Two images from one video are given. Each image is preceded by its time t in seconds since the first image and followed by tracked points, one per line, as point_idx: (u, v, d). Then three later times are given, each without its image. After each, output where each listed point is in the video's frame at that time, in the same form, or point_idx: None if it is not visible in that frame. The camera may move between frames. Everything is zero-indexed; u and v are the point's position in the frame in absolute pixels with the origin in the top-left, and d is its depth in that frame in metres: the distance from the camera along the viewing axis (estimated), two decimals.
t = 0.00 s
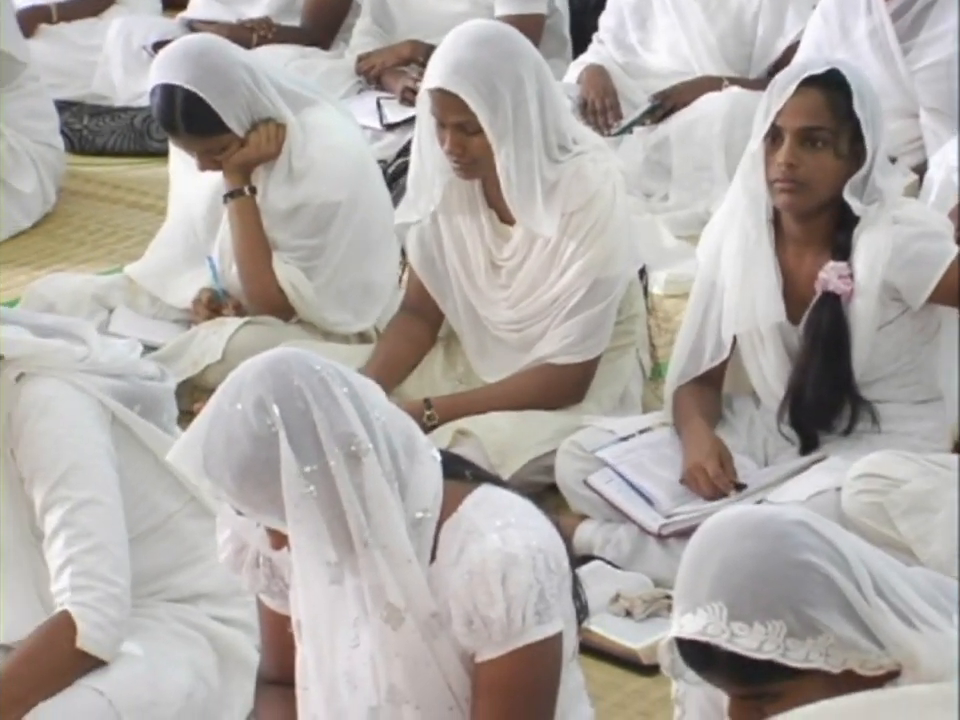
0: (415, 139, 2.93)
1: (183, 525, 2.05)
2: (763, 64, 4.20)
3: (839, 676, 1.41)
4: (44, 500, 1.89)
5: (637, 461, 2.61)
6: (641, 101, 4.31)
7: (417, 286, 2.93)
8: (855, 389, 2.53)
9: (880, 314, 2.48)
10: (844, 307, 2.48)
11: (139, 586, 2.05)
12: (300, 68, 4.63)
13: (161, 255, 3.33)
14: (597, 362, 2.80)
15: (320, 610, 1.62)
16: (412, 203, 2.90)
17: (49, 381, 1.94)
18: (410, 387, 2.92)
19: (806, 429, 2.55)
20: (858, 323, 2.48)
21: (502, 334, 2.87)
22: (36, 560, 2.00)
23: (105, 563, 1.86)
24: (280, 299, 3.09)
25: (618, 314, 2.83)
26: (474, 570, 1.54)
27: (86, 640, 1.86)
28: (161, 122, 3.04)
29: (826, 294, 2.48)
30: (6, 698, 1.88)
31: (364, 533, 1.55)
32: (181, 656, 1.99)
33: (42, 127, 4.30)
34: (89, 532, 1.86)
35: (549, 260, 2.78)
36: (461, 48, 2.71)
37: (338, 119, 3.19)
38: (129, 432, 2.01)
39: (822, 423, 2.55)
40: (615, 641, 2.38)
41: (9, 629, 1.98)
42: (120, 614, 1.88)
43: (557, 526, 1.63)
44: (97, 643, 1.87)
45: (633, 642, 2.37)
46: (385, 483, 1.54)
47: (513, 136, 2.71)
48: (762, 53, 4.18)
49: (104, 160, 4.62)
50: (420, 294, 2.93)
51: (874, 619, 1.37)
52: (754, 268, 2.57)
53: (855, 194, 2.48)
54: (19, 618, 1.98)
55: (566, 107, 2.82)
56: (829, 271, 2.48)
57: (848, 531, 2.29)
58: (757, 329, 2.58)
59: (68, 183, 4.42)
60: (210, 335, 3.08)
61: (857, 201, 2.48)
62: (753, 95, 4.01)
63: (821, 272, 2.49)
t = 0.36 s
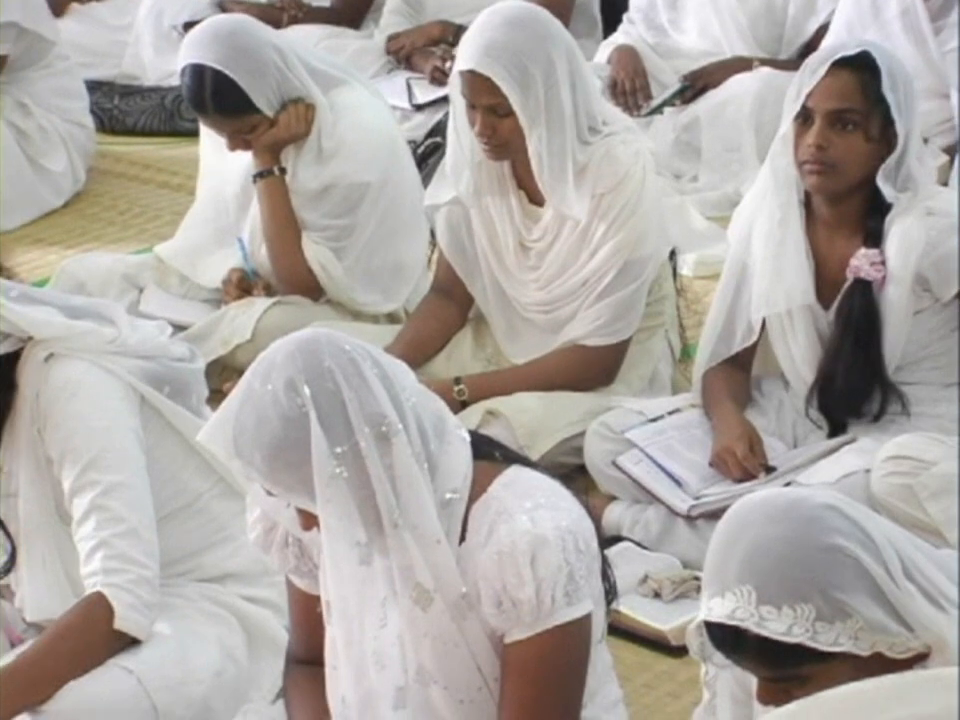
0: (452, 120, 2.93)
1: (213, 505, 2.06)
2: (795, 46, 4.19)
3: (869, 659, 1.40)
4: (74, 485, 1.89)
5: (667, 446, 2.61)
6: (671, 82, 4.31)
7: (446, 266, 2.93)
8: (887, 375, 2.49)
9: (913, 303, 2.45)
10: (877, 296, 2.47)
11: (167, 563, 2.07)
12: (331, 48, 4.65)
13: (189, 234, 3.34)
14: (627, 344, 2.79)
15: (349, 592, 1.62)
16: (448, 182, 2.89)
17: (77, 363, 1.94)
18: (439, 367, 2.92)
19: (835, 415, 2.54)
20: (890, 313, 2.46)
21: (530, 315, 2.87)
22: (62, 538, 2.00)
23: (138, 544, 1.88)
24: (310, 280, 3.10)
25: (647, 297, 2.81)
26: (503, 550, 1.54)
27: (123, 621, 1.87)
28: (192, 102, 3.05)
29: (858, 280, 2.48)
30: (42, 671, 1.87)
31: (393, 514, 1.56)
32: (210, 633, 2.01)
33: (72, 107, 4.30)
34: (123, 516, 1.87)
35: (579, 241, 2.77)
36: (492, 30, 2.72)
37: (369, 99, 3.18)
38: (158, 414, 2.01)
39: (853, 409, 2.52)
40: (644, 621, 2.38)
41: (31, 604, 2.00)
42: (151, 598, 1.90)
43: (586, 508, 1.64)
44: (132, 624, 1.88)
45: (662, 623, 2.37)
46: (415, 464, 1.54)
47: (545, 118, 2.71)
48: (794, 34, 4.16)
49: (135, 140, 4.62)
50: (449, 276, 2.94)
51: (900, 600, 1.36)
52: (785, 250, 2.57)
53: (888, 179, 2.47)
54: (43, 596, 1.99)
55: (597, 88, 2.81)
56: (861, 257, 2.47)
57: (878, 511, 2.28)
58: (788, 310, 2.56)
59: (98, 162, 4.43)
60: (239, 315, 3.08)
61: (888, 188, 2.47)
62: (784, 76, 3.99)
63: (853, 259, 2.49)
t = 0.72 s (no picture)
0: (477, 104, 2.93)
1: (246, 484, 2.08)
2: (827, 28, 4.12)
3: (899, 642, 1.41)
4: (105, 459, 1.90)
5: (698, 428, 2.60)
6: (705, 63, 4.29)
7: (477, 247, 2.93)
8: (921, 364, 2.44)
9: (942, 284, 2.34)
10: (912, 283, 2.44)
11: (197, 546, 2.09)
12: (363, 31, 4.55)
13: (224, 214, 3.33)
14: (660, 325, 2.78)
15: (380, 572, 1.63)
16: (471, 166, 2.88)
17: (107, 340, 1.94)
18: (470, 348, 2.92)
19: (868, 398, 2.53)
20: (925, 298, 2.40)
21: (563, 296, 2.86)
22: (94, 514, 2.01)
23: (171, 520, 1.89)
24: (339, 258, 3.10)
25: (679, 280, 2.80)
26: (534, 532, 1.54)
27: (152, 599, 1.89)
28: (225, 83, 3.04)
29: (894, 268, 2.45)
30: (66, 661, 1.87)
31: (425, 495, 1.57)
32: (242, 612, 2.04)
33: (106, 87, 4.30)
34: (153, 493, 1.88)
35: (610, 223, 2.76)
36: (523, 8, 2.69)
37: (401, 80, 3.17)
38: (189, 391, 2.02)
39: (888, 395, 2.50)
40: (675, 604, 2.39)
41: (64, 581, 2.01)
42: (183, 573, 1.90)
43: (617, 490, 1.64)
44: (161, 601, 1.89)
45: (693, 605, 2.38)
46: (447, 445, 1.54)
47: (575, 98, 2.68)
48: (828, 15, 4.11)
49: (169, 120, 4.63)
50: (481, 256, 2.94)
51: (935, 585, 1.37)
52: (820, 232, 2.56)
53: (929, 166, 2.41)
54: (77, 573, 2.00)
55: (629, 69, 2.80)
56: (897, 245, 2.45)
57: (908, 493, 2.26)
58: (820, 293, 2.56)
59: (132, 143, 4.44)
60: (271, 295, 3.08)
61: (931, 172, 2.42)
62: (818, 58, 3.98)
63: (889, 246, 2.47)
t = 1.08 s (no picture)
0: (514, 86, 2.91)
1: (281, 467, 2.09)
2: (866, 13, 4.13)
3: (938, 633, 1.35)
4: (138, 440, 1.90)
5: (732, 411, 2.61)
6: (741, 49, 4.29)
7: (512, 232, 2.93)
8: None
9: None
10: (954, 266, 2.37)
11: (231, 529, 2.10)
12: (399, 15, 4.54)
13: (258, 198, 3.33)
14: (694, 311, 2.78)
15: (419, 557, 1.62)
16: (505, 152, 2.91)
17: (142, 321, 1.95)
18: (506, 333, 2.92)
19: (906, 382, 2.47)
20: None
21: (597, 281, 2.85)
22: (128, 493, 2.01)
23: (205, 504, 1.88)
24: (374, 244, 3.09)
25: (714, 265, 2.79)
26: (568, 518, 1.54)
27: (184, 582, 1.88)
28: (258, 66, 3.03)
29: (937, 252, 2.37)
30: (96, 644, 1.87)
31: (459, 479, 1.56)
32: (278, 596, 2.05)
33: (141, 71, 4.30)
34: (186, 473, 1.88)
35: (644, 209, 2.76)
36: None
37: (436, 65, 3.17)
38: (223, 374, 2.03)
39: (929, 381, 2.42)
40: (708, 589, 2.38)
41: (99, 564, 2.03)
42: (216, 554, 1.90)
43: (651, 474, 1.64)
44: (193, 583, 1.89)
45: (726, 591, 2.37)
46: (480, 430, 1.54)
47: (610, 83, 2.68)
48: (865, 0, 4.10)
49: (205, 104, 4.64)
50: (516, 241, 2.93)
51: None
52: (857, 220, 2.54)
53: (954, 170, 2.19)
54: (117, 555, 2.02)
55: (664, 54, 2.79)
56: (940, 229, 2.36)
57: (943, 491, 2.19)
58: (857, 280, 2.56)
59: (168, 127, 4.45)
60: (306, 280, 3.08)
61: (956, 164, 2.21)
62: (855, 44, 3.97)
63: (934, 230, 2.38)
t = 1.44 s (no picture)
0: (555, 78, 2.90)
1: (319, 460, 2.09)
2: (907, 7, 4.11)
3: None
4: (176, 430, 1.90)
5: (770, 405, 2.59)
6: (780, 42, 4.27)
7: (550, 225, 2.93)
8: None
9: None
10: None
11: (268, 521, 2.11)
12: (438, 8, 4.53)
13: (297, 191, 3.33)
14: (733, 305, 2.77)
15: (457, 553, 1.62)
16: (547, 145, 2.90)
17: (181, 312, 1.95)
18: (544, 327, 2.92)
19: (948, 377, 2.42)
20: None
21: (635, 275, 2.85)
22: (168, 484, 2.02)
23: (243, 496, 1.90)
24: (413, 237, 3.11)
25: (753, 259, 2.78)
26: (605, 511, 1.54)
27: (218, 572, 1.90)
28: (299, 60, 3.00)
29: None
30: (130, 637, 1.89)
31: (496, 472, 1.57)
32: (314, 589, 2.05)
33: (181, 63, 4.30)
34: (223, 464, 1.89)
35: (683, 202, 2.75)
36: None
37: (476, 57, 3.16)
38: (263, 367, 2.03)
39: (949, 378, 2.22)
40: (744, 584, 2.38)
41: (137, 555, 2.03)
42: (252, 544, 1.92)
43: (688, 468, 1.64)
44: (227, 574, 1.91)
45: (762, 586, 2.37)
46: (518, 425, 1.55)
47: (650, 77, 2.67)
48: None
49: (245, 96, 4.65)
50: (554, 234, 2.93)
51: None
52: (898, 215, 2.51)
53: None
54: (155, 547, 2.02)
55: (704, 47, 2.78)
56: None
57: None
58: (897, 273, 2.55)
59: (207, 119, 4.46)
60: (344, 272, 3.09)
61: None
62: (896, 38, 3.95)
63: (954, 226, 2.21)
